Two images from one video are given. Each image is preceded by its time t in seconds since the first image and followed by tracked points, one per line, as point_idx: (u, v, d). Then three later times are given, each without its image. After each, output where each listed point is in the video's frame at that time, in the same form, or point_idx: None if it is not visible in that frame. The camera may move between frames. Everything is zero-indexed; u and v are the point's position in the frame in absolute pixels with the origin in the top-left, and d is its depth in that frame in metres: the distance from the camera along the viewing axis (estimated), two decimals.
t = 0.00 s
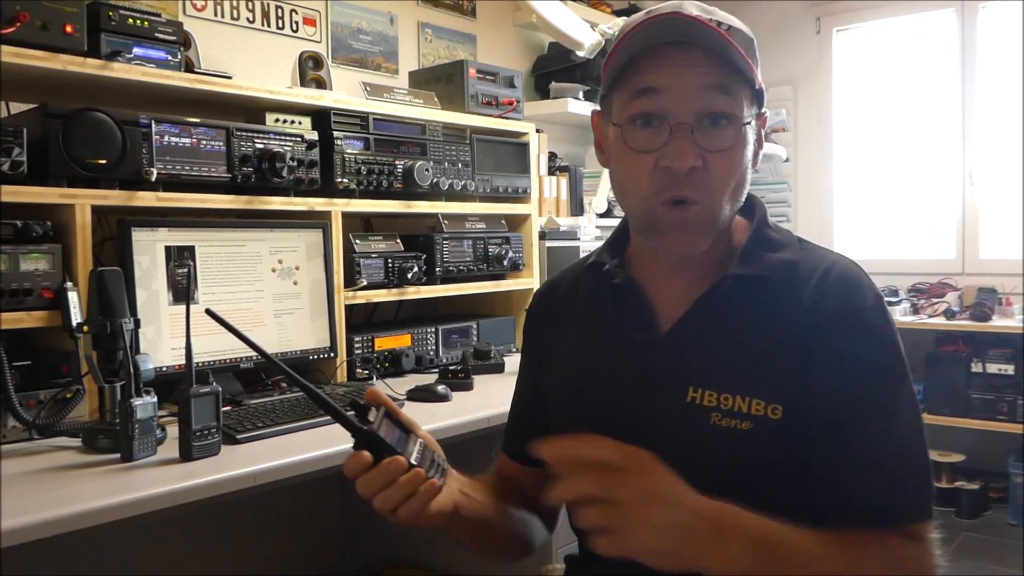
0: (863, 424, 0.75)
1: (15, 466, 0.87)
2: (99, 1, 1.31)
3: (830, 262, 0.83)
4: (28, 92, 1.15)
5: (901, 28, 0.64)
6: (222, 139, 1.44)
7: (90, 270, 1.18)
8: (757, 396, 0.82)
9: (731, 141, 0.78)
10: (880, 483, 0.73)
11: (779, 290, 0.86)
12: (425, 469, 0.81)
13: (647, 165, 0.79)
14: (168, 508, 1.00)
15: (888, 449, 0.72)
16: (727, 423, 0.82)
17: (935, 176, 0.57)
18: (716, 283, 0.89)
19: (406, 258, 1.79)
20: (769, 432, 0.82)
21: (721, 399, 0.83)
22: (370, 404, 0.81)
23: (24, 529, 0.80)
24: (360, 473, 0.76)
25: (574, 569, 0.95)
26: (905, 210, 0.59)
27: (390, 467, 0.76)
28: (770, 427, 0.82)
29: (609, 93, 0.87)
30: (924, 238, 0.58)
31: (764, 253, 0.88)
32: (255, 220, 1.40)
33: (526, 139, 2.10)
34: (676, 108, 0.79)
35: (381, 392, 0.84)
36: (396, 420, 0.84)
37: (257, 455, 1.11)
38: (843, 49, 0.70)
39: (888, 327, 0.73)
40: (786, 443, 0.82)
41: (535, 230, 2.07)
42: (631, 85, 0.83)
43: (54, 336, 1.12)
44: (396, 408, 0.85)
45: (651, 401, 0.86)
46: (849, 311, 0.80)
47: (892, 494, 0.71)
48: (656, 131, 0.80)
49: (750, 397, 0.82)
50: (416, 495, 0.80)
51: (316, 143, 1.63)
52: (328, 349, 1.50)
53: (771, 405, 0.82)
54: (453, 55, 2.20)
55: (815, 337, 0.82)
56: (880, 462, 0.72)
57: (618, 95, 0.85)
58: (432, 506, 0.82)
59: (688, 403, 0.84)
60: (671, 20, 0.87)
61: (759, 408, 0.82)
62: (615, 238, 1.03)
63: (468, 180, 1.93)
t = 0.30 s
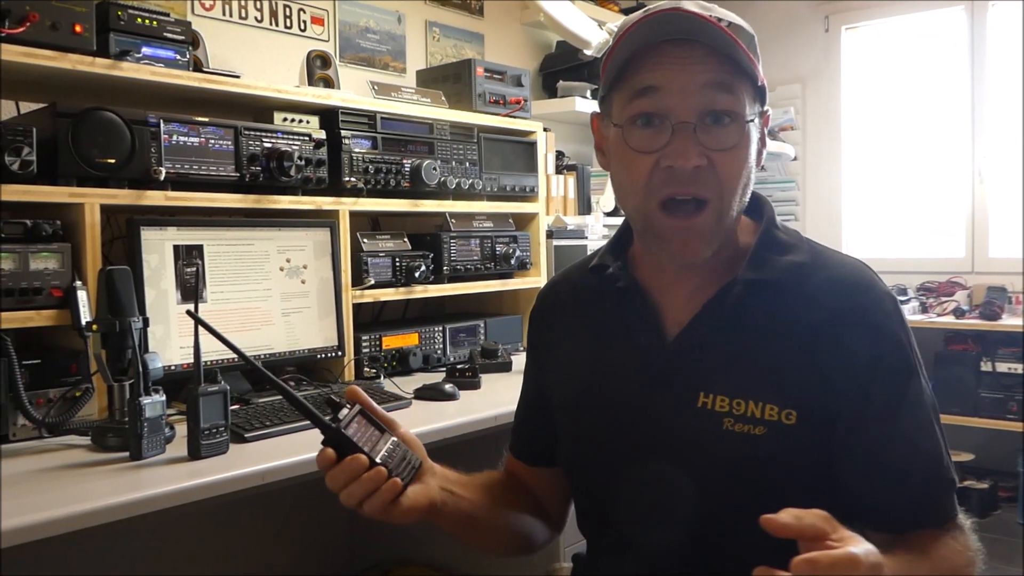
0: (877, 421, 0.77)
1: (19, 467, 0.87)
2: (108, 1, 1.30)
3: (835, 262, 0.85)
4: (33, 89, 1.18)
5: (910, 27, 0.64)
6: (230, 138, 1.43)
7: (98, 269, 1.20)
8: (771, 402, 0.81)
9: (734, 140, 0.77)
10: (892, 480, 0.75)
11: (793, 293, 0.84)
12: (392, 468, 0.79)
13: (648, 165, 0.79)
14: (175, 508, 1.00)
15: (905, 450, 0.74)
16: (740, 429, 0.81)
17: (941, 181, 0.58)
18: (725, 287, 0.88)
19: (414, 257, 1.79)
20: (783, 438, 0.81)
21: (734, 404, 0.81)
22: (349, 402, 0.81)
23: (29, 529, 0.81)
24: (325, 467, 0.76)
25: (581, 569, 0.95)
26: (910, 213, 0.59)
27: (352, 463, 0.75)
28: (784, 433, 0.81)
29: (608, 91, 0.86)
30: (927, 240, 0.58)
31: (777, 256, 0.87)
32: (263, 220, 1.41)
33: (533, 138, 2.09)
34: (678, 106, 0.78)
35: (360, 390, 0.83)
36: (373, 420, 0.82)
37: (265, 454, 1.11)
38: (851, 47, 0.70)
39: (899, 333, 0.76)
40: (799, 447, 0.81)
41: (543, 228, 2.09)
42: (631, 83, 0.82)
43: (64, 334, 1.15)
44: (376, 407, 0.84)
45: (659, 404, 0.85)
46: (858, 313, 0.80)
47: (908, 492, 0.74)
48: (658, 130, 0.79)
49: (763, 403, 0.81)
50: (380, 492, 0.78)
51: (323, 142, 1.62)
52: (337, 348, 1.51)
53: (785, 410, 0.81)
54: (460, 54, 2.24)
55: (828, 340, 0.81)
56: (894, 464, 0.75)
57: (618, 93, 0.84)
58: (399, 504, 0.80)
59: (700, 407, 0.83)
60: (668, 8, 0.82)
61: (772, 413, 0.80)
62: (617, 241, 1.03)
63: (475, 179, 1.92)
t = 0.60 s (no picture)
0: (877, 428, 0.76)
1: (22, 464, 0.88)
2: None
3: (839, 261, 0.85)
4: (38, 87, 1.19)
5: (916, 28, 0.64)
6: (233, 136, 1.44)
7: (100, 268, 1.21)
8: (778, 408, 0.81)
9: (742, 141, 0.77)
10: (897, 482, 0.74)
11: (801, 296, 0.84)
12: (435, 498, 0.78)
13: (656, 165, 0.79)
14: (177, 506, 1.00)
15: (905, 455, 0.73)
16: (745, 435, 0.81)
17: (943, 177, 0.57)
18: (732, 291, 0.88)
19: (416, 256, 1.78)
20: (790, 444, 0.81)
21: (741, 410, 0.81)
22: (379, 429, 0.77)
23: (32, 527, 0.81)
24: (370, 507, 0.74)
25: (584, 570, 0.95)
26: (914, 213, 0.59)
27: (399, 501, 0.74)
28: (791, 439, 0.81)
29: (614, 89, 0.86)
30: (927, 241, 0.58)
31: (784, 259, 0.87)
32: (265, 219, 1.42)
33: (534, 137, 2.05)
34: (685, 106, 0.78)
35: (390, 416, 0.80)
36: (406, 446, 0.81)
37: (267, 453, 1.11)
38: (857, 49, 0.70)
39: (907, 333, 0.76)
40: (806, 453, 0.81)
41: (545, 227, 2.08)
42: (638, 82, 0.82)
43: (66, 332, 1.15)
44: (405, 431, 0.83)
45: (662, 406, 0.85)
46: (863, 313, 0.80)
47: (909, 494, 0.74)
48: (665, 131, 0.79)
49: (770, 409, 0.81)
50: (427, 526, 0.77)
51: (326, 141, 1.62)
52: (338, 346, 1.51)
53: (792, 417, 0.80)
54: (463, 53, 2.25)
55: (835, 344, 0.81)
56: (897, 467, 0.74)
57: (625, 92, 0.83)
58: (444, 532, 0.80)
59: (705, 412, 0.82)
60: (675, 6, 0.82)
61: (779, 420, 0.80)
62: (622, 241, 1.03)
63: (478, 178, 1.92)
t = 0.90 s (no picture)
0: (881, 429, 0.76)
1: (23, 463, 0.88)
2: None
3: (841, 259, 0.86)
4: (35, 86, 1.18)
5: (919, 23, 0.63)
6: (234, 135, 1.44)
7: (101, 266, 1.21)
8: (781, 408, 0.80)
9: (742, 139, 0.77)
10: (899, 481, 0.74)
11: (805, 297, 0.84)
12: (448, 502, 0.78)
13: (657, 167, 0.79)
14: (178, 504, 1.00)
15: (911, 454, 0.74)
16: (747, 435, 0.81)
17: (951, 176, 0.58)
18: (735, 292, 0.88)
19: (417, 255, 1.79)
20: (792, 444, 0.80)
21: (743, 410, 0.81)
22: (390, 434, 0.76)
23: (35, 524, 0.81)
24: (384, 512, 0.74)
25: (586, 569, 0.95)
26: (916, 213, 0.60)
27: (413, 506, 0.73)
28: (793, 439, 0.80)
29: (612, 92, 0.86)
30: (932, 240, 0.58)
31: (786, 259, 0.87)
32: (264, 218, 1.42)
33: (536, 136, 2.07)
34: (684, 107, 0.78)
35: (400, 422, 0.80)
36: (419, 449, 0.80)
37: (268, 451, 1.11)
38: (857, 43, 0.70)
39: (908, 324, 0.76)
40: (808, 453, 0.81)
41: (545, 226, 2.08)
42: (636, 85, 0.82)
43: (68, 332, 1.16)
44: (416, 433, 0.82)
45: (664, 405, 0.85)
46: (866, 311, 0.80)
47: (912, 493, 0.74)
48: (665, 132, 0.78)
49: (773, 409, 0.80)
50: (440, 529, 0.77)
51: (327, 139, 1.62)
52: (338, 345, 1.51)
53: (795, 417, 0.80)
54: (465, 51, 2.25)
55: (837, 343, 0.81)
56: (901, 466, 0.74)
57: (623, 95, 0.83)
58: (457, 535, 0.80)
59: (707, 412, 0.82)
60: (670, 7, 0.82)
61: (782, 421, 0.80)
62: (627, 239, 1.02)
63: (478, 176, 1.92)
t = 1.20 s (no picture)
0: (875, 421, 0.76)
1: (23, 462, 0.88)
2: None
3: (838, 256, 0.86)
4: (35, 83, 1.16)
5: (918, 20, 0.64)
6: (234, 134, 1.44)
7: (102, 265, 1.21)
8: (773, 402, 0.81)
9: (731, 146, 0.76)
10: (889, 471, 0.74)
11: (801, 292, 0.84)
12: (443, 480, 0.78)
13: (646, 180, 0.79)
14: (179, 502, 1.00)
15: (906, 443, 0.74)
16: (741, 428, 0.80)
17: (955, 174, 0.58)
18: (729, 288, 0.87)
19: (417, 254, 1.79)
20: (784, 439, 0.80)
21: (737, 405, 0.81)
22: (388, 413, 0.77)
23: (37, 522, 0.81)
24: (379, 485, 0.74)
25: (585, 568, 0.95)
26: (918, 207, 0.60)
27: (407, 480, 0.74)
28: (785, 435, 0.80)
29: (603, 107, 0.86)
30: (926, 235, 0.57)
31: (782, 256, 0.87)
32: (265, 216, 1.41)
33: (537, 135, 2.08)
34: (672, 121, 0.78)
35: (399, 401, 0.81)
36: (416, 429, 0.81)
37: (268, 450, 1.11)
38: (855, 43, 0.71)
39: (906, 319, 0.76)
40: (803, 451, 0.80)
41: (546, 226, 2.08)
42: (624, 101, 0.82)
43: (68, 329, 1.15)
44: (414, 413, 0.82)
45: (662, 403, 0.85)
46: (861, 305, 0.81)
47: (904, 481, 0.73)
48: (653, 145, 0.79)
49: (765, 402, 0.81)
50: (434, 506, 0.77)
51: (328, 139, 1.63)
52: (338, 344, 1.49)
53: (786, 411, 0.80)
54: (465, 50, 2.25)
55: (833, 338, 0.81)
56: (892, 455, 0.74)
57: (613, 112, 0.84)
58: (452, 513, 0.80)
59: (702, 407, 0.82)
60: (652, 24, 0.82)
61: (774, 413, 0.80)
62: (629, 241, 1.03)
63: (479, 175, 1.92)
